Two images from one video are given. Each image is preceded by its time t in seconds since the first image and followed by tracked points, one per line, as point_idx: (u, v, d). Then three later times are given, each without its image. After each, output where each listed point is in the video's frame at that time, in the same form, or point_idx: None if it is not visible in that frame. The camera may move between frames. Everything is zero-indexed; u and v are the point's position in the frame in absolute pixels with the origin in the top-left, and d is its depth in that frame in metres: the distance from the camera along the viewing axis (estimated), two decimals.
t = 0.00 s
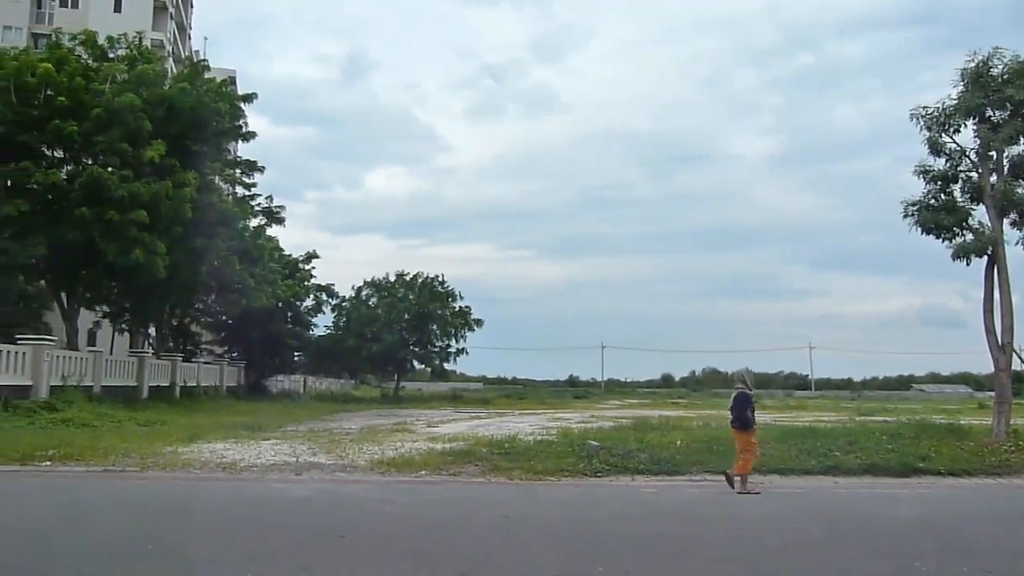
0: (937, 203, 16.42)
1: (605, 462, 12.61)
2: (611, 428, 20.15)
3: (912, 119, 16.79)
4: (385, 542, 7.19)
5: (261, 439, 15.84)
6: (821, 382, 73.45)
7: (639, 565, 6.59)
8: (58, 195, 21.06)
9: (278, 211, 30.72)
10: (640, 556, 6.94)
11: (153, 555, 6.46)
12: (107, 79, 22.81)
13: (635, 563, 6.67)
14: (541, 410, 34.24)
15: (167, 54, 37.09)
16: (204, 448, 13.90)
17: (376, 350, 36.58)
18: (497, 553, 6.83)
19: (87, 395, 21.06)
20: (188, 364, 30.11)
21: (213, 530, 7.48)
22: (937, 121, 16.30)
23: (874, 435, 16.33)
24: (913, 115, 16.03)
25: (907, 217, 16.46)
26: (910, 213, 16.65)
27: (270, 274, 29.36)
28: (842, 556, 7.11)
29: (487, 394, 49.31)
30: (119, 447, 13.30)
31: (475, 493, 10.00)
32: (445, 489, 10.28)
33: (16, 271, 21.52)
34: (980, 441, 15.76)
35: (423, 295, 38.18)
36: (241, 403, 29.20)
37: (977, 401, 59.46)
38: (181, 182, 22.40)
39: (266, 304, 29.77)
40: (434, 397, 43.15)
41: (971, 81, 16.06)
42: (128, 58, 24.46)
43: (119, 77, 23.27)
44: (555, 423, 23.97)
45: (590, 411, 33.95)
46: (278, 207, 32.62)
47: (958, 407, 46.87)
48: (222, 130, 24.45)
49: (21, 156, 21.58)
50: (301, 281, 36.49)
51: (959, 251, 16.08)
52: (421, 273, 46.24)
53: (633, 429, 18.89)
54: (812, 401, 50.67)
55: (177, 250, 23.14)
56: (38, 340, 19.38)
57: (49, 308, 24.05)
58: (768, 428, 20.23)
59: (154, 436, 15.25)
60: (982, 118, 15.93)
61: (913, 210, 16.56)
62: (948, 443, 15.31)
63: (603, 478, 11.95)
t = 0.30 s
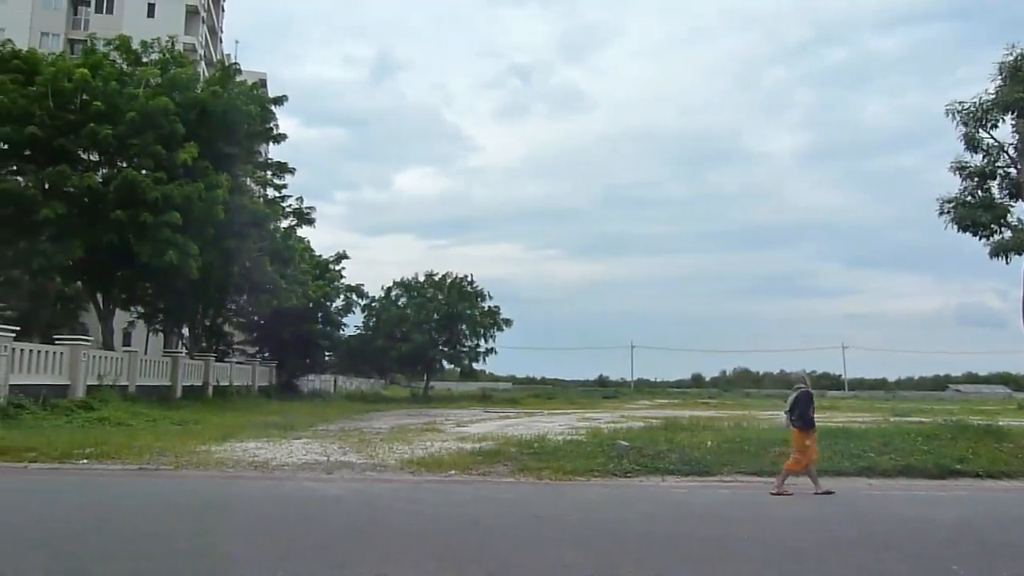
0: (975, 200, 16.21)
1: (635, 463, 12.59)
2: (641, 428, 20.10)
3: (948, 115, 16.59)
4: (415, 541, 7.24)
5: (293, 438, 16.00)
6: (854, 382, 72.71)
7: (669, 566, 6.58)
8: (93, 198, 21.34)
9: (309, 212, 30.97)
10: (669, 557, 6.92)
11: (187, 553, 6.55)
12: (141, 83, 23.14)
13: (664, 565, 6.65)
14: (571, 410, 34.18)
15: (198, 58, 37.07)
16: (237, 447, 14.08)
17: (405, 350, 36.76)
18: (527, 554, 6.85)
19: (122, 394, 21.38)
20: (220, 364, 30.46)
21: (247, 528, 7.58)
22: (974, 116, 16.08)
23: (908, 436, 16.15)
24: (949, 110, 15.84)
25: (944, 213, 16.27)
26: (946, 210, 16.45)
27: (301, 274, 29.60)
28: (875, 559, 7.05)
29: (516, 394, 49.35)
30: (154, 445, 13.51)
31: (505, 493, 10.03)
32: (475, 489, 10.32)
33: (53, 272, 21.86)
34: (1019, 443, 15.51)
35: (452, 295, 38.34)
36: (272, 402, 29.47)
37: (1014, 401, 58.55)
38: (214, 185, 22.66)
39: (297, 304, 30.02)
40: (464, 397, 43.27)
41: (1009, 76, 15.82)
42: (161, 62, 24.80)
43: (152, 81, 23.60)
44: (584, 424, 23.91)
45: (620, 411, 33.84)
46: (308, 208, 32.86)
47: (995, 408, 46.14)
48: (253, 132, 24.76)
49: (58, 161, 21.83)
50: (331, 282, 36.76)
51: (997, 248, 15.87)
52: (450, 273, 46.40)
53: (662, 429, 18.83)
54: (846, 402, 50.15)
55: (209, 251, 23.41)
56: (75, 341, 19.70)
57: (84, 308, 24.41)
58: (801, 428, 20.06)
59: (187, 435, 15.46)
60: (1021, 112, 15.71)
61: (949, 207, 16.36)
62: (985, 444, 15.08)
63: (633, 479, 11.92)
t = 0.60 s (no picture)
0: (1020, 196, 15.96)
1: (671, 464, 12.54)
2: (676, 428, 20.02)
3: (993, 110, 16.35)
4: (451, 541, 7.29)
5: (328, 437, 16.17)
6: (893, 383, 71.87)
7: (706, 569, 6.55)
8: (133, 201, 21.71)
9: (344, 214, 31.23)
10: (705, 559, 6.90)
11: (227, 550, 6.67)
12: (179, 88, 23.53)
13: (700, 567, 6.65)
14: (606, 411, 34.12)
15: (237, 63, 37.10)
16: (273, 446, 14.25)
17: (440, 350, 36.92)
18: (562, 555, 6.87)
19: (162, 394, 21.74)
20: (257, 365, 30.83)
21: (285, 526, 7.67)
22: (1019, 111, 15.84)
23: (949, 438, 15.94)
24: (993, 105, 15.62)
25: (988, 211, 16.04)
26: (990, 207, 16.23)
27: (336, 275, 29.86)
28: (916, 563, 6.97)
29: (551, 394, 49.36)
30: (192, 444, 13.72)
31: (540, 494, 10.05)
32: (510, 489, 10.35)
33: (95, 274, 22.26)
34: None
35: (486, 296, 38.46)
36: (309, 403, 29.78)
37: None
38: (250, 187, 22.97)
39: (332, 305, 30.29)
40: (498, 398, 43.35)
41: None
42: (199, 67, 25.18)
43: (190, 86, 23.98)
44: (620, 425, 23.86)
45: (655, 412, 33.70)
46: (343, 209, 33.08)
47: None
48: (290, 135, 25.03)
49: (100, 165, 22.21)
50: (366, 283, 37.02)
51: None
52: (484, 274, 46.51)
53: (697, 430, 18.76)
54: (886, 403, 49.55)
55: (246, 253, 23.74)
56: (117, 342, 20.05)
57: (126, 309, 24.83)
58: (839, 430, 19.85)
59: (226, 434, 15.69)
60: None
61: (994, 204, 16.13)
62: None
63: (670, 480, 11.87)
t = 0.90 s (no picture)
0: None
1: (724, 467, 12.43)
2: (729, 431, 19.83)
3: None
4: (500, 541, 7.35)
5: (380, 438, 16.35)
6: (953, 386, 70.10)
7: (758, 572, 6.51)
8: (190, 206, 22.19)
9: (394, 217, 31.52)
10: (757, 563, 6.86)
11: (283, 548, 6.80)
12: (234, 95, 24.02)
13: (752, 570, 6.61)
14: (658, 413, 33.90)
15: (289, 70, 37.36)
16: (327, 446, 14.45)
17: (490, 352, 37.03)
18: (612, 556, 6.89)
19: (219, 394, 22.20)
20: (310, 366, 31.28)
21: (338, 526, 7.79)
22: None
23: (1013, 442, 15.54)
24: None
25: None
26: None
27: (387, 277, 30.13)
28: (976, 570, 6.84)
29: (602, 396, 49.19)
30: (248, 444, 13.99)
31: (591, 495, 10.05)
32: (561, 490, 10.37)
33: (154, 278, 22.80)
34: None
35: (536, 297, 38.44)
36: (361, 403, 30.11)
37: None
38: (303, 191, 23.33)
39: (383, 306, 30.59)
40: (548, 399, 43.33)
41: None
42: (253, 74, 25.66)
43: (244, 93, 24.47)
44: (672, 427, 23.68)
45: (708, 415, 33.36)
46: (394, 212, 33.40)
47: None
48: (341, 139, 25.28)
49: (158, 171, 22.77)
50: (416, 285, 37.31)
51: None
52: (534, 275, 46.53)
53: (750, 433, 18.59)
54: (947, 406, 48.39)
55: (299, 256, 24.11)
56: (176, 343, 20.51)
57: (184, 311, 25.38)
58: (898, 433, 19.44)
59: (280, 434, 15.96)
60: None
61: None
62: None
63: (722, 482, 11.77)
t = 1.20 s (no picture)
0: None
1: (781, 469, 12.28)
2: (786, 432, 19.57)
3: None
4: (552, 541, 7.39)
5: (434, 437, 16.49)
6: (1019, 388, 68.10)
7: None
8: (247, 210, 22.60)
9: (446, 218, 31.73)
10: (813, 566, 6.79)
11: (338, 545, 6.95)
12: (289, 99, 24.45)
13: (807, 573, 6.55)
14: (713, 414, 33.56)
15: (341, 74, 37.84)
16: (381, 445, 14.63)
17: (542, 351, 37.04)
18: (664, 558, 6.88)
19: (276, 393, 22.60)
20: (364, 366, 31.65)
21: (392, 525, 7.89)
22: None
23: None
24: None
25: None
26: None
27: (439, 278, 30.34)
28: None
29: (655, 396, 48.87)
30: (305, 442, 14.23)
31: (645, 497, 10.03)
32: (615, 492, 10.36)
33: (213, 279, 23.25)
34: None
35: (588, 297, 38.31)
36: (414, 403, 30.37)
37: None
38: (356, 194, 23.64)
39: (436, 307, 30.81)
40: (601, 400, 43.16)
41: None
42: (307, 78, 26.09)
43: (299, 97, 24.90)
44: (727, 428, 23.43)
45: (764, 416, 32.91)
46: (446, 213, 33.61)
47: None
48: (394, 141, 25.50)
49: (216, 175, 23.26)
50: (468, 285, 37.51)
51: None
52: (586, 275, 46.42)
53: (809, 435, 18.30)
54: (1013, 408, 47.05)
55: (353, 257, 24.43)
56: (234, 343, 20.94)
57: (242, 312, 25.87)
58: (963, 435, 18.98)
59: (336, 433, 16.20)
60: None
61: None
62: None
63: (779, 485, 11.63)
